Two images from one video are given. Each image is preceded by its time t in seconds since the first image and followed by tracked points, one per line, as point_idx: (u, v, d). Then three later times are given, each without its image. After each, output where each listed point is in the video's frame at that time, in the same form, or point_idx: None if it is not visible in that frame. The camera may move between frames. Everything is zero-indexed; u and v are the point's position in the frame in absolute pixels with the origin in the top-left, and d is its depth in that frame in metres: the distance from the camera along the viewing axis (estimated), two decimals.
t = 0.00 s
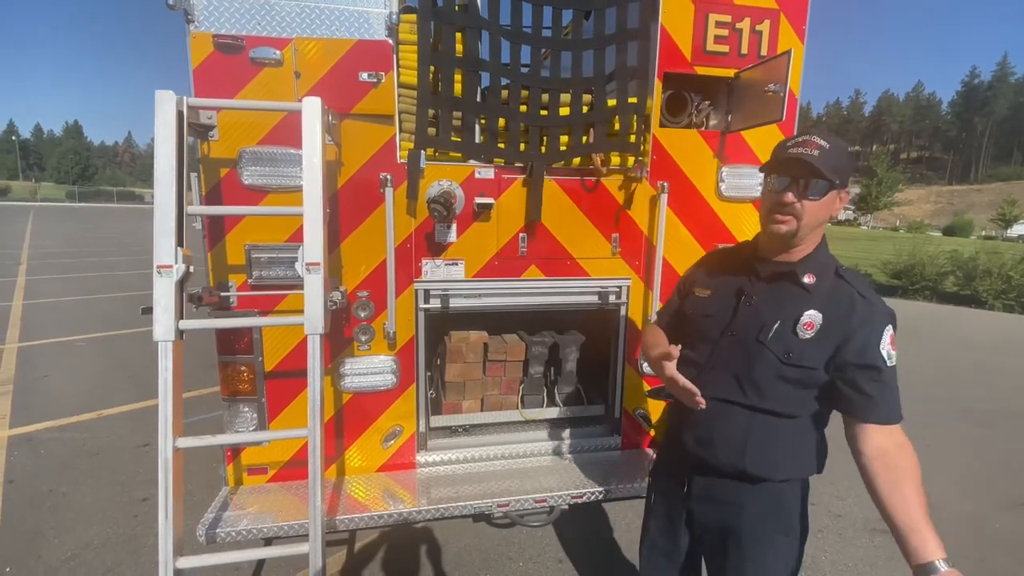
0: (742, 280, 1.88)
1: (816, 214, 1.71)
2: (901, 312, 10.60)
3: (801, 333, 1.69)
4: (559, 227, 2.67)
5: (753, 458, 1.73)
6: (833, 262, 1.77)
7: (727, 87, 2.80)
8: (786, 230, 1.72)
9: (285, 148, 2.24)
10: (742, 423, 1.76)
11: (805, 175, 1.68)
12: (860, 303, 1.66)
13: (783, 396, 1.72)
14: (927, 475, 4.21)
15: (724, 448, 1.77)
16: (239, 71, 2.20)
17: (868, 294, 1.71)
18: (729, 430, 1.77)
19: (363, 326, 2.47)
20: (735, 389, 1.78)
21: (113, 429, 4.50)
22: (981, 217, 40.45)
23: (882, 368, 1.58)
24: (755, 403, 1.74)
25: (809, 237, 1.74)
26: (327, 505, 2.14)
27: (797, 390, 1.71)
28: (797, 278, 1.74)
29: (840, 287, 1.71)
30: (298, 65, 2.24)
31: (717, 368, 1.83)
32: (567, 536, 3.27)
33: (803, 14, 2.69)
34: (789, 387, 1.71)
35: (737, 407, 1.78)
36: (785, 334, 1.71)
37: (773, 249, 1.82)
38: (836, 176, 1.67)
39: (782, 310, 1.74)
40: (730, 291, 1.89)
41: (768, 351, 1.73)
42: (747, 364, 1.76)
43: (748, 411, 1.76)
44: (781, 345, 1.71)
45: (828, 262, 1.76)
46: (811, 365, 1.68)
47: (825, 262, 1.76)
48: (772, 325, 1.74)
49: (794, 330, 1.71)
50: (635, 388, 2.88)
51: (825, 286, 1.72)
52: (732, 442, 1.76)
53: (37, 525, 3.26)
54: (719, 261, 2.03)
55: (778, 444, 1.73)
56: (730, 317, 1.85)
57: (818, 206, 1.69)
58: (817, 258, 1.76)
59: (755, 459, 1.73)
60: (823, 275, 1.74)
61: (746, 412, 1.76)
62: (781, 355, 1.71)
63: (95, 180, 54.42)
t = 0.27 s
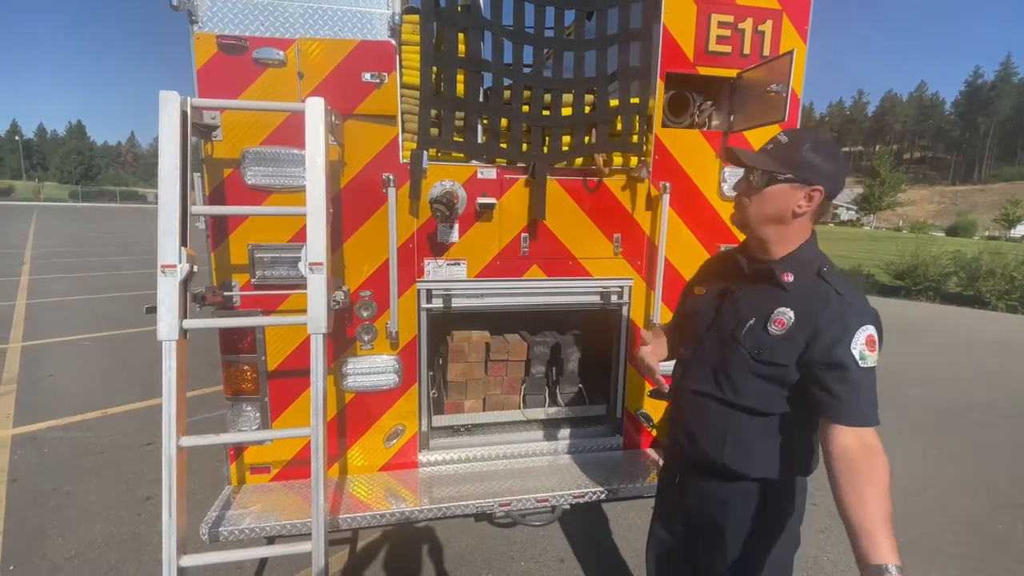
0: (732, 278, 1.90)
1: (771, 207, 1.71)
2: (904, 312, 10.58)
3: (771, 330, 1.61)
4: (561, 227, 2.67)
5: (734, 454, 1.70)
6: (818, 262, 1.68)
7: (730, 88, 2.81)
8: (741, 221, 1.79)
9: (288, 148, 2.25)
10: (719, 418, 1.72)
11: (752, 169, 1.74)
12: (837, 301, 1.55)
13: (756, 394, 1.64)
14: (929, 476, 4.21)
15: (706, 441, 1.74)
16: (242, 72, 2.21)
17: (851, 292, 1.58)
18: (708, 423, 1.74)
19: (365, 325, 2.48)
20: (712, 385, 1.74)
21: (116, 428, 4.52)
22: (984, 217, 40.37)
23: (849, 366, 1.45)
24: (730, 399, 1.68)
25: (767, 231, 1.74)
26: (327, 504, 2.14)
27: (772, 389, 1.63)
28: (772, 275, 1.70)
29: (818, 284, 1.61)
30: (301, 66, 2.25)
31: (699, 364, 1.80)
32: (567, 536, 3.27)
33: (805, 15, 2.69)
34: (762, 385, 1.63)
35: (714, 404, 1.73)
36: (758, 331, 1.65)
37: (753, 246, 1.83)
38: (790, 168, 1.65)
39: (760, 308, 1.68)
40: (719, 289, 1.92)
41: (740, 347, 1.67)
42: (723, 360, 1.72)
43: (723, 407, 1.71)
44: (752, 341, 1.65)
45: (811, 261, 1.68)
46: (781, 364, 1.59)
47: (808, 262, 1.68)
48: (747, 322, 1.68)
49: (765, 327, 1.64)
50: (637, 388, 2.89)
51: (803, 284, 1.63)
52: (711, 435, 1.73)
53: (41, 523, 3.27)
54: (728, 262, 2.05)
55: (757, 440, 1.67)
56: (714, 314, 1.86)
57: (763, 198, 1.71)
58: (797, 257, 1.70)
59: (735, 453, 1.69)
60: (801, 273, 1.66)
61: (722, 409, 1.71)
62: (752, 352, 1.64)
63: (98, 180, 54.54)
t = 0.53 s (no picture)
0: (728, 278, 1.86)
1: (754, 209, 1.65)
2: (908, 313, 10.55)
3: (743, 330, 1.59)
4: (563, 227, 2.68)
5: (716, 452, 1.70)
6: (804, 265, 1.60)
7: (733, 89, 2.81)
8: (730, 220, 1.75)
9: (292, 149, 2.26)
10: (700, 415, 1.73)
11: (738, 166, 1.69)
12: (808, 304, 1.49)
13: (730, 394, 1.63)
14: (932, 477, 4.20)
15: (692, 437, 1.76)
16: (247, 73, 2.22)
17: (830, 296, 1.51)
18: (692, 420, 1.75)
19: (369, 325, 2.49)
20: (694, 384, 1.74)
21: (121, 427, 4.54)
22: (988, 218, 40.22)
23: (804, 369, 1.40)
24: (708, 398, 1.69)
25: (753, 231, 1.69)
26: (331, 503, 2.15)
27: (745, 389, 1.61)
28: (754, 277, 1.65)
29: (794, 288, 1.55)
30: (305, 67, 2.26)
31: (687, 362, 1.81)
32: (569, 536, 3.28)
33: (809, 16, 2.69)
34: (735, 386, 1.62)
35: (696, 402, 1.74)
36: (733, 331, 1.63)
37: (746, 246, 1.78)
38: (770, 168, 1.58)
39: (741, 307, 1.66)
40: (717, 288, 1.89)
41: (717, 347, 1.66)
42: (704, 359, 1.72)
43: (703, 405, 1.71)
44: (728, 340, 1.64)
45: (795, 264, 1.61)
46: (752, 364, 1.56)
47: (793, 264, 1.61)
48: (726, 322, 1.67)
49: (739, 327, 1.61)
50: (640, 389, 2.90)
51: (781, 286, 1.58)
52: (695, 433, 1.74)
53: (46, 521, 3.29)
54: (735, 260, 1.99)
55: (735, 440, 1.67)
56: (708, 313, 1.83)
57: (746, 198, 1.66)
58: (780, 261, 1.63)
59: (716, 451, 1.70)
60: (782, 276, 1.60)
61: (702, 406, 1.72)
62: (726, 352, 1.63)
63: (103, 179, 54.74)
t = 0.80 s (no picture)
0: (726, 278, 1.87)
1: (749, 210, 1.66)
2: (912, 314, 10.51)
3: (734, 331, 1.59)
4: (567, 228, 2.68)
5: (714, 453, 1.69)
6: (801, 266, 1.61)
7: (737, 89, 2.80)
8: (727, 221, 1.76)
9: (297, 149, 2.27)
10: (692, 416, 1.72)
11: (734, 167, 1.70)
12: (799, 306, 1.49)
13: (720, 394, 1.63)
14: (936, 478, 4.19)
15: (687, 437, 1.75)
16: (253, 74, 2.23)
17: (823, 299, 1.51)
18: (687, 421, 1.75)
19: (373, 325, 2.50)
20: (687, 384, 1.75)
21: (126, 426, 4.56)
22: (993, 219, 40.04)
23: (786, 369, 1.42)
24: (700, 397, 1.69)
25: (748, 232, 1.70)
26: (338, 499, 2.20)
27: (734, 390, 1.61)
28: (749, 279, 1.65)
29: (788, 290, 1.55)
30: (310, 67, 2.27)
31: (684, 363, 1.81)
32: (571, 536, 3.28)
33: (812, 16, 2.69)
34: (726, 386, 1.62)
35: (689, 402, 1.73)
36: (724, 331, 1.63)
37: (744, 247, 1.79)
38: (764, 170, 1.59)
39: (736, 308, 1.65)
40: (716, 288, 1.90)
41: (710, 347, 1.67)
42: (698, 359, 1.72)
43: (695, 405, 1.71)
44: (719, 340, 1.64)
45: (790, 265, 1.61)
46: (742, 365, 1.56)
47: (788, 266, 1.61)
48: (720, 322, 1.67)
49: (730, 327, 1.61)
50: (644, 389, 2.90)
51: (775, 287, 1.58)
52: (689, 432, 1.74)
53: (52, 519, 3.31)
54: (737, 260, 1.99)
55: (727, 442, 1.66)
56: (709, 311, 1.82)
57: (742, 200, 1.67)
58: (775, 262, 1.63)
59: (710, 452, 1.69)
60: (776, 277, 1.60)
61: (695, 407, 1.72)
62: (718, 352, 1.63)
63: (107, 179, 54.95)
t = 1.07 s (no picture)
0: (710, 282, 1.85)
1: (727, 214, 1.65)
2: (917, 315, 10.47)
3: (717, 337, 1.58)
4: (571, 228, 2.69)
5: (699, 456, 1.68)
6: (780, 269, 1.58)
7: (741, 90, 2.83)
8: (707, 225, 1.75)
9: (302, 150, 2.29)
10: (682, 420, 1.72)
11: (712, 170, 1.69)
12: (779, 312, 1.47)
13: (706, 400, 1.62)
14: (941, 480, 4.18)
15: (676, 440, 1.75)
16: (258, 75, 2.25)
17: (803, 303, 1.49)
18: (675, 422, 1.75)
19: (377, 325, 2.51)
20: (675, 388, 1.74)
21: (131, 424, 4.59)
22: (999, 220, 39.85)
23: (771, 380, 1.41)
24: (687, 402, 1.69)
25: (728, 235, 1.68)
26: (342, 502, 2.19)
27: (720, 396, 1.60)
28: (731, 283, 1.63)
29: (770, 295, 1.53)
30: (315, 69, 2.28)
31: (671, 366, 1.81)
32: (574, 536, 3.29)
33: (817, 16, 2.69)
34: (711, 392, 1.61)
35: (677, 407, 1.73)
36: (708, 336, 1.62)
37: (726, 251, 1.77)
38: (739, 173, 1.58)
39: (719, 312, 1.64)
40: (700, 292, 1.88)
41: (694, 352, 1.66)
42: (684, 364, 1.71)
43: (684, 409, 1.71)
44: (703, 345, 1.63)
45: (772, 268, 1.58)
46: (726, 371, 1.55)
47: (770, 268, 1.59)
48: (703, 327, 1.66)
49: (713, 333, 1.60)
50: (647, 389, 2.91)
51: (756, 292, 1.56)
52: (679, 436, 1.74)
53: (59, 516, 3.34)
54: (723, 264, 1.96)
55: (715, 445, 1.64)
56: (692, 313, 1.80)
57: (720, 203, 1.66)
58: (758, 264, 1.60)
59: (699, 457, 1.68)
60: (758, 280, 1.58)
61: (683, 411, 1.72)
62: (703, 358, 1.62)
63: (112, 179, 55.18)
